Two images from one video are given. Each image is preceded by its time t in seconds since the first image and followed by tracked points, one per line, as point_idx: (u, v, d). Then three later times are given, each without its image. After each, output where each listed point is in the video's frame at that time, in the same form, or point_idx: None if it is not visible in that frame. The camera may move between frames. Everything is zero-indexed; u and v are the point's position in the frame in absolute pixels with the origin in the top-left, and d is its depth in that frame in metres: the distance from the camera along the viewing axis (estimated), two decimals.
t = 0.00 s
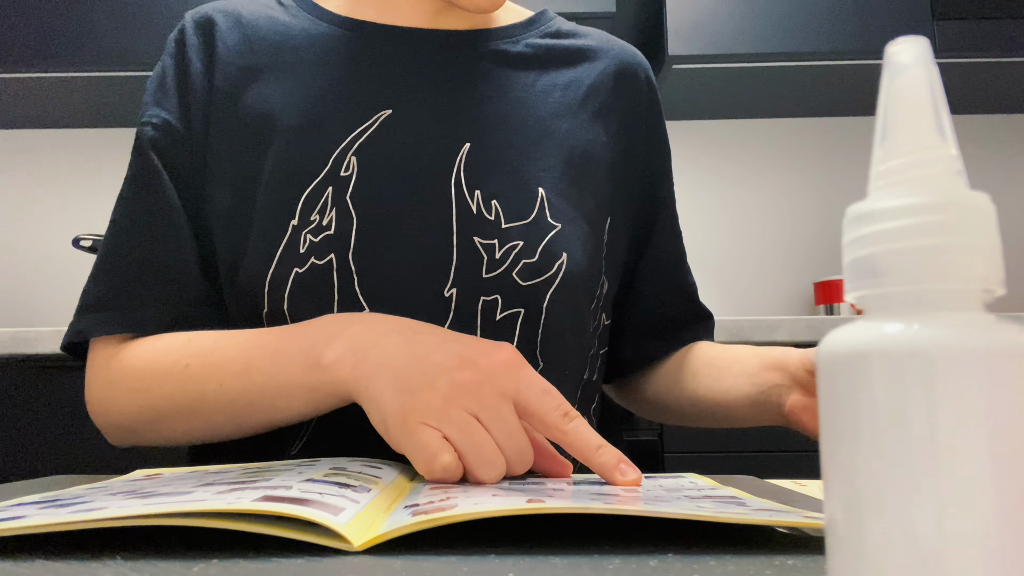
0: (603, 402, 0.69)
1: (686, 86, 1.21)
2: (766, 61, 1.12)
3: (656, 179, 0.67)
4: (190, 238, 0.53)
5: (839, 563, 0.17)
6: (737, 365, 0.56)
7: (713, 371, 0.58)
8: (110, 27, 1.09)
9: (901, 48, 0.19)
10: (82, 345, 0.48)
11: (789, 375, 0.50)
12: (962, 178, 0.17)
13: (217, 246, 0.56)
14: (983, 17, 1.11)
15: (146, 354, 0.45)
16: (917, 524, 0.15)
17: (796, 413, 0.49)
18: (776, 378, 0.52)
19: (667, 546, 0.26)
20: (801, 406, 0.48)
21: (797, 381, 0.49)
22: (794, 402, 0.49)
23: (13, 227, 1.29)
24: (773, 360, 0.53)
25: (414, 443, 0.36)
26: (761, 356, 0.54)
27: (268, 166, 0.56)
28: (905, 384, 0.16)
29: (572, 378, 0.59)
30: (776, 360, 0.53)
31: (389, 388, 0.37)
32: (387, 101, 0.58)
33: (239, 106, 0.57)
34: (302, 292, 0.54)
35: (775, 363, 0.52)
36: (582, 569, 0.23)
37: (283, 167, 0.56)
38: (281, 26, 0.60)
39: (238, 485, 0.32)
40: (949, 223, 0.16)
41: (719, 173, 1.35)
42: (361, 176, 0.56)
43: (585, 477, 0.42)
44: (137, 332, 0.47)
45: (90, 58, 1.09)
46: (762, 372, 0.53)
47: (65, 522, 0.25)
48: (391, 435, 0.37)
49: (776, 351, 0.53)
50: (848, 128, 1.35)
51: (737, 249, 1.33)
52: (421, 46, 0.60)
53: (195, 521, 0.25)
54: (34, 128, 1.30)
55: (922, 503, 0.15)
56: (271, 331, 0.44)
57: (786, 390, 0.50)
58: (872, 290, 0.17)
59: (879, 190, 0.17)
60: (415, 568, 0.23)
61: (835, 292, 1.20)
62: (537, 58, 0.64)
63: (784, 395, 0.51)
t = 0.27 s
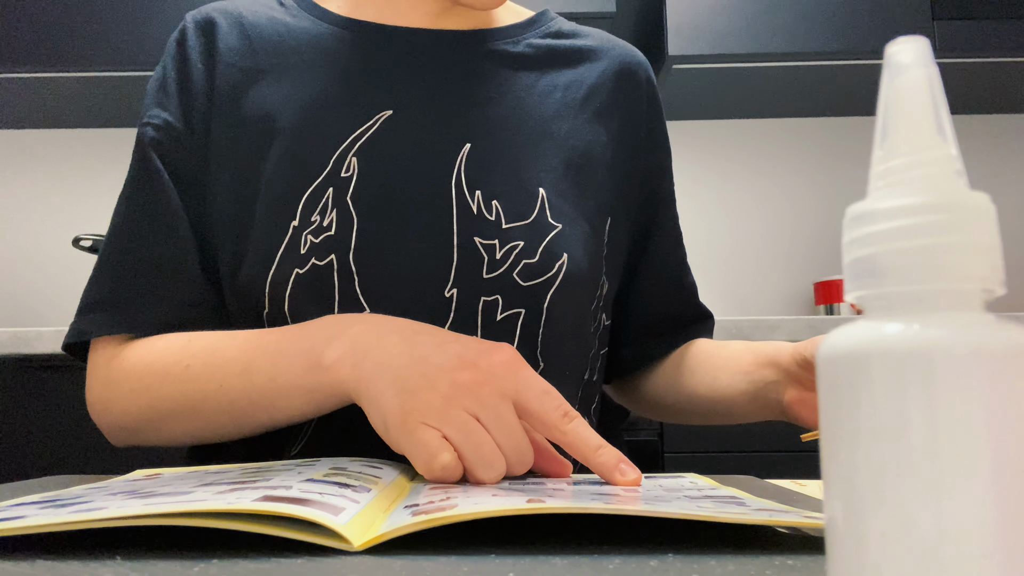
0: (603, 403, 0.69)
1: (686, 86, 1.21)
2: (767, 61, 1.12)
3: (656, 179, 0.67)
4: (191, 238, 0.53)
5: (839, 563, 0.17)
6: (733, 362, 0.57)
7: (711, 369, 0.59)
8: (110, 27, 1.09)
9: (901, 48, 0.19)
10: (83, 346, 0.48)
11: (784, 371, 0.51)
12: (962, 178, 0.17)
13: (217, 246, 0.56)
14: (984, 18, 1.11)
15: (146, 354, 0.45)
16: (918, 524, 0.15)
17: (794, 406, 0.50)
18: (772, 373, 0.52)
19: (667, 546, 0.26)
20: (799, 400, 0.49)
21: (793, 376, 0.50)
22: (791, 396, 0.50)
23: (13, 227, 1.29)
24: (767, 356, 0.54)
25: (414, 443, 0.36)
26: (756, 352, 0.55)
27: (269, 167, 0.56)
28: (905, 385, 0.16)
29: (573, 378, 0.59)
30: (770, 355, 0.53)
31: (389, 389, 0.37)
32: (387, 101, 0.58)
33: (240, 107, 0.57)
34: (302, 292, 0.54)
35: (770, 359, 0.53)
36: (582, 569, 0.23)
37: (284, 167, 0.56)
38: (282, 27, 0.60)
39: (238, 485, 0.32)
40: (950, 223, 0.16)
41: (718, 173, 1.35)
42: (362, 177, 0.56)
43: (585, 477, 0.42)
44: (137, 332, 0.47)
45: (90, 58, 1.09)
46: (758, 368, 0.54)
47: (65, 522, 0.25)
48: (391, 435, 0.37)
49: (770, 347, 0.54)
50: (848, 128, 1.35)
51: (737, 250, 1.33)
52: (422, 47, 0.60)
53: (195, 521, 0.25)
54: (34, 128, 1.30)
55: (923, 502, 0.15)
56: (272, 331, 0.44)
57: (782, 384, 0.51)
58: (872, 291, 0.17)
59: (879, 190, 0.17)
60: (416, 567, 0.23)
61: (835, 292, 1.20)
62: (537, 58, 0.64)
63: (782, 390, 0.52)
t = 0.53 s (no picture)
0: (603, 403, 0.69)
1: (686, 86, 1.21)
2: (766, 61, 1.12)
3: (656, 179, 0.67)
4: (191, 238, 0.53)
5: (840, 563, 0.17)
6: (733, 358, 0.57)
7: (710, 366, 0.59)
8: (110, 27, 1.09)
9: (901, 48, 0.19)
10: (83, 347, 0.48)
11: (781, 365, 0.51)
12: (962, 178, 0.17)
13: (218, 246, 0.56)
14: (983, 17, 1.11)
15: (147, 354, 0.45)
16: (918, 525, 0.15)
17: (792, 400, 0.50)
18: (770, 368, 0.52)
19: (666, 546, 0.26)
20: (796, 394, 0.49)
21: (789, 370, 0.50)
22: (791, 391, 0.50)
23: (13, 227, 1.29)
24: (767, 351, 0.54)
25: (414, 443, 0.36)
26: (756, 348, 0.55)
27: (269, 167, 0.56)
28: (905, 385, 0.16)
29: (574, 378, 0.59)
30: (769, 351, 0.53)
31: (389, 389, 0.37)
32: (387, 102, 0.58)
33: (241, 107, 0.57)
34: (302, 293, 0.54)
35: (769, 354, 0.53)
36: (581, 569, 0.23)
37: (284, 167, 0.56)
38: (281, 28, 0.60)
39: (238, 485, 0.32)
40: (949, 223, 0.16)
41: (718, 173, 1.35)
42: (362, 178, 0.56)
43: (585, 476, 0.42)
44: (137, 333, 0.47)
45: (89, 58, 1.09)
46: (758, 364, 0.54)
47: (65, 522, 0.25)
48: (391, 436, 0.37)
49: (770, 342, 0.54)
50: (847, 128, 1.35)
51: (736, 249, 1.33)
52: (422, 47, 0.60)
53: (194, 521, 0.25)
54: (34, 128, 1.30)
55: (924, 503, 0.15)
56: (272, 331, 0.44)
57: (780, 379, 0.51)
58: (873, 290, 0.17)
59: (880, 189, 0.17)
60: (416, 567, 0.23)
61: (834, 292, 1.20)
62: (537, 59, 0.64)
63: (780, 385, 0.51)
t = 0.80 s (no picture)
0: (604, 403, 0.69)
1: (686, 86, 1.21)
2: (767, 61, 1.12)
3: (658, 180, 0.67)
4: (195, 237, 0.53)
5: (840, 564, 0.17)
6: (740, 353, 0.57)
7: (717, 361, 0.59)
8: (111, 28, 1.09)
9: (902, 48, 0.19)
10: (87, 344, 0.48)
11: (792, 355, 0.51)
12: (962, 178, 0.17)
13: (221, 245, 0.55)
14: (984, 18, 1.11)
15: (149, 352, 0.45)
16: (918, 525, 0.15)
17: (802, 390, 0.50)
18: (780, 360, 0.53)
19: (667, 546, 0.26)
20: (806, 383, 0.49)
21: (799, 359, 0.50)
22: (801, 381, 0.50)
23: (14, 227, 1.29)
24: (776, 344, 0.54)
25: (419, 440, 0.36)
26: (764, 342, 0.56)
27: (273, 166, 0.56)
28: (905, 385, 0.16)
29: (576, 378, 0.59)
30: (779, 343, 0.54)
31: (391, 387, 0.37)
32: (389, 102, 0.58)
33: (247, 107, 0.57)
34: (304, 292, 0.54)
35: (779, 347, 0.53)
36: (583, 568, 0.23)
37: (287, 167, 0.56)
38: (287, 29, 0.60)
39: (239, 485, 0.31)
40: (949, 224, 0.16)
41: (719, 173, 1.35)
42: (364, 178, 0.56)
43: (587, 476, 0.42)
44: (142, 328, 0.47)
45: (90, 58, 1.09)
46: (765, 357, 0.54)
47: (66, 522, 0.25)
48: (394, 434, 0.37)
49: (779, 336, 0.54)
50: (849, 128, 1.35)
51: (735, 249, 1.33)
52: (424, 48, 0.60)
53: (195, 521, 0.25)
54: (36, 128, 1.30)
55: (924, 503, 0.15)
56: (276, 329, 0.44)
57: (790, 370, 0.51)
58: (872, 290, 0.17)
59: (879, 189, 0.17)
60: (416, 567, 0.23)
61: (835, 292, 1.20)
62: (539, 60, 0.64)
63: (788, 375, 0.52)
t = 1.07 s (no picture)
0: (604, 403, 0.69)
1: (686, 86, 1.21)
2: (767, 61, 1.12)
3: (658, 179, 0.67)
4: (196, 237, 0.53)
5: (839, 564, 0.17)
6: (740, 354, 0.57)
7: (716, 362, 0.59)
8: (110, 27, 1.09)
9: (901, 48, 0.19)
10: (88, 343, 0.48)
11: (790, 356, 0.51)
12: (962, 178, 0.17)
13: (221, 245, 0.55)
14: (984, 18, 1.11)
15: (150, 351, 0.45)
16: (917, 525, 0.15)
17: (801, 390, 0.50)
18: (779, 361, 0.53)
19: (666, 545, 0.26)
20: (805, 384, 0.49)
21: (797, 360, 0.50)
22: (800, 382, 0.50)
23: (14, 226, 1.29)
24: (775, 345, 0.54)
25: (419, 439, 0.36)
26: (763, 342, 0.56)
27: (273, 166, 0.56)
28: (905, 385, 0.16)
29: (577, 378, 0.59)
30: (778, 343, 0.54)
31: (392, 387, 0.37)
32: (390, 102, 0.58)
33: (247, 106, 0.57)
34: (304, 292, 0.54)
35: (778, 347, 0.53)
36: (582, 568, 0.23)
37: (287, 167, 0.56)
38: (288, 29, 0.60)
39: (238, 485, 0.31)
40: (948, 223, 0.16)
41: (719, 173, 1.35)
42: (364, 178, 0.56)
43: (587, 476, 0.42)
44: (142, 328, 0.47)
45: (90, 58, 1.09)
46: (764, 357, 0.54)
47: (66, 522, 0.25)
48: (394, 434, 0.37)
49: (777, 336, 0.54)
50: (848, 128, 1.35)
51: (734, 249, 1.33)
52: (424, 48, 0.60)
53: (195, 521, 0.25)
54: (35, 128, 1.30)
55: (924, 503, 0.15)
56: (276, 329, 0.44)
57: (789, 371, 0.51)
58: (872, 290, 0.17)
59: (880, 189, 0.17)
60: (416, 567, 0.23)
61: (834, 292, 1.20)
62: (540, 60, 0.64)
63: (787, 375, 0.52)
